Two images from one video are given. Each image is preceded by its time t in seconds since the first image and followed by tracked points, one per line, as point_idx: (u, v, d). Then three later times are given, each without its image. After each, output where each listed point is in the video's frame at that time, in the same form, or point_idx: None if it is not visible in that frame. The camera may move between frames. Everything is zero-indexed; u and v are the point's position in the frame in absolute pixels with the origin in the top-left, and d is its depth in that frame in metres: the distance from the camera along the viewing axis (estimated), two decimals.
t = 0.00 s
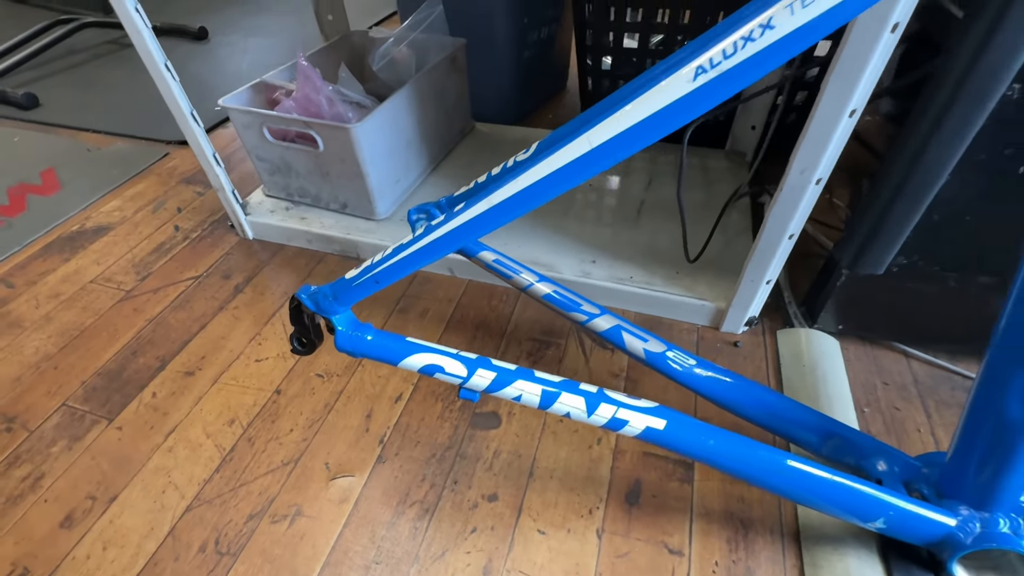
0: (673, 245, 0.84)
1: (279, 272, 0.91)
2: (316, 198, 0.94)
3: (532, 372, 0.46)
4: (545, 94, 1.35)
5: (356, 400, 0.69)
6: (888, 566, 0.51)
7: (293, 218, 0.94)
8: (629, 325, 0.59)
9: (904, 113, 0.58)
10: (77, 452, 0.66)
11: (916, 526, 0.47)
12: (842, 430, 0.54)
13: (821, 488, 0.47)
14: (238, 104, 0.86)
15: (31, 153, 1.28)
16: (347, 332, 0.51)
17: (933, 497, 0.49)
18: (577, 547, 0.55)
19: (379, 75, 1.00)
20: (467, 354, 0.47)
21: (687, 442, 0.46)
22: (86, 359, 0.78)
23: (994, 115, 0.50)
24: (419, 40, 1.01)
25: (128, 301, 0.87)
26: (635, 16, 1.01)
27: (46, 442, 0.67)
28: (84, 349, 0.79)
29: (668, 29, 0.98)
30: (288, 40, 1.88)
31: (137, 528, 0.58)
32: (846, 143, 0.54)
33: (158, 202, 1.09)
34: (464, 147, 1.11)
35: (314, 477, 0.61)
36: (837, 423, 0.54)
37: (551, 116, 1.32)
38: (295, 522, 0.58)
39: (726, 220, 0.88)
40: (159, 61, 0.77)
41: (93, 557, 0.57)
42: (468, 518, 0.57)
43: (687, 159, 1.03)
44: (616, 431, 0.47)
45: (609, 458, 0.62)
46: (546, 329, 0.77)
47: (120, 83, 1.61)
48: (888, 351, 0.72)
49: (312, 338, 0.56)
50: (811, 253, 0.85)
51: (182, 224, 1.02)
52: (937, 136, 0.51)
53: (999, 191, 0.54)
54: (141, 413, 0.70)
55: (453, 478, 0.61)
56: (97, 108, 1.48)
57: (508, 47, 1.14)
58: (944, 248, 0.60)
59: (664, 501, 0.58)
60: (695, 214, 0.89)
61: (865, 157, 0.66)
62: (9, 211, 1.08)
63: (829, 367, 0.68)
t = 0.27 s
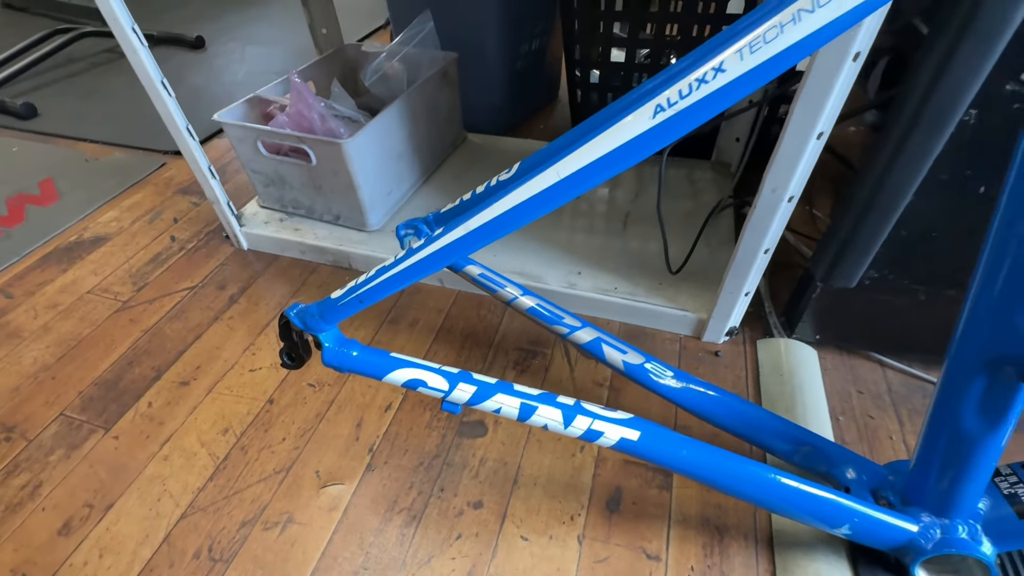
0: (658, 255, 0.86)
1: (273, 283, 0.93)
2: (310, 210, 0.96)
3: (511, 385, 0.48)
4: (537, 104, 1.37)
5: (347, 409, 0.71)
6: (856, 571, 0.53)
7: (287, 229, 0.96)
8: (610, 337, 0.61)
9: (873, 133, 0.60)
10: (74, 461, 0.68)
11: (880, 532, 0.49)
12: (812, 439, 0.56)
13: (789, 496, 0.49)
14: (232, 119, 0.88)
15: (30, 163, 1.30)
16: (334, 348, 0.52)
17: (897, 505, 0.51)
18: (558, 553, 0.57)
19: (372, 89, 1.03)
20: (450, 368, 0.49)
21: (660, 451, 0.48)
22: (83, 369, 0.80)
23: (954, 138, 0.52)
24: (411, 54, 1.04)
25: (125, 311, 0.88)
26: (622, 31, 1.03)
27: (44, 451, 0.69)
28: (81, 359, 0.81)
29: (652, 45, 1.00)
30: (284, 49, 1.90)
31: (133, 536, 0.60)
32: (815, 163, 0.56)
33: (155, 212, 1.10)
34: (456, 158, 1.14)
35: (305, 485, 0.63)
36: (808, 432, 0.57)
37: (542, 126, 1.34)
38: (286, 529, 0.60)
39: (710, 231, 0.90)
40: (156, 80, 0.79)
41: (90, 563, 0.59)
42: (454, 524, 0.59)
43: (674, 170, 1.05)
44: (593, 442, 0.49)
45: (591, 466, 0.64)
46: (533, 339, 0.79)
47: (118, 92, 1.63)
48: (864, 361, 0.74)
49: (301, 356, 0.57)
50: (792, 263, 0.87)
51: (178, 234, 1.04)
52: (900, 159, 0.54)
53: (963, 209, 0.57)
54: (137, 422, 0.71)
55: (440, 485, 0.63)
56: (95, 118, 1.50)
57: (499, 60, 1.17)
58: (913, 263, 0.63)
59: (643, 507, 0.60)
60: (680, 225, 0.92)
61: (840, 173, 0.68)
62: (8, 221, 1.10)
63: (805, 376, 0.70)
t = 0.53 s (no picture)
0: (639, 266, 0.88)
1: (265, 294, 0.95)
2: (301, 222, 0.98)
3: (487, 398, 0.50)
4: (527, 115, 1.40)
5: (336, 419, 0.73)
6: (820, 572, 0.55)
7: (279, 241, 0.99)
8: (586, 349, 0.63)
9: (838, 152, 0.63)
10: (70, 470, 0.70)
11: (840, 536, 0.51)
12: (779, 446, 0.58)
13: (754, 501, 0.51)
14: (225, 135, 0.91)
15: (27, 175, 1.32)
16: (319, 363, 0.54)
17: (857, 510, 0.53)
18: (537, 557, 0.59)
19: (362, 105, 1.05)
20: (428, 381, 0.51)
21: (630, 459, 0.51)
22: (79, 380, 0.82)
23: (909, 160, 0.55)
24: (401, 69, 1.06)
25: (120, 323, 0.91)
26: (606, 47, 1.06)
27: (41, 461, 0.71)
28: (78, 370, 0.83)
29: (634, 60, 1.03)
30: (280, 60, 1.92)
31: (126, 543, 0.62)
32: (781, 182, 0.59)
33: (150, 224, 1.13)
34: (446, 170, 1.16)
35: (294, 492, 0.65)
36: (776, 440, 0.59)
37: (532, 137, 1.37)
38: (275, 535, 0.62)
39: (690, 242, 0.92)
40: (150, 99, 0.82)
41: (85, 569, 0.61)
42: (437, 530, 0.62)
43: (658, 181, 1.08)
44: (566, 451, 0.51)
45: (570, 472, 0.66)
46: (517, 349, 0.82)
47: (114, 103, 1.65)
48: (836, 369, 0.77)
49: (289, 369, 0.57)
50: (769, 274, 0.90)
51: (173, 246, 1.06)
52: (859, 180, 0.57)
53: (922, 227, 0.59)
54: (131, 432, 0.73)
55: (425, 492, 0.65)
56: (92, 129, 1.52)
57: (488, 73, 1.19)
58: (877, 276, 0.65)
59: (619, 512, 0.62)
60: (662, 236, 0.94)
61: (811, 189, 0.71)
62: (5, 233, 1.12)
63: (779, 384, 0.73)
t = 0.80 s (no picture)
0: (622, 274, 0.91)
1: (260, 304, 0.98)
2: (295, 234, 1.01)
3: (465, 404, 0.53)
4: (516, 126, 1.43)
5: (327, 424, 0.76)
6: (784, 568, 0.59)
7: (273, 252, 1.02)
8: (564, 356, 0.66)
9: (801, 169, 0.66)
10: (71, 476, 0.73)
11: (799, 532, 0.54)
12: (746, 448, 0.62)
13: (718, 499, 0.55)
14: (221, 150, 0.94)
15: (28, 188, 1.35)
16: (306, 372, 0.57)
17: (816, 508, 0.56)
18: (517, 556, 0.62)
19: (353, 120, 1.07)
20: (410, 389, 0.54)
21: (601, 461, 0.54)
22: (79, 388, 0.84)
23: (863, 178, 0.59)
24: (392, 85, 1.10)
25: (119, 332, 0.94)
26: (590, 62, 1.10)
27: (43, 467, 0.74)
28: (78, 379, 0.86)
29: (616, 75, 1.06)
30: (276, 71, 1.96)
31: (125, 545, 0.65)
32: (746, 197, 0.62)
33: (148, 235, 1.15)
34: (436, 181, 1.19)
35: (286, 495, 0.68)
36: (743, 442, 0.62)
37: (521, 147, 1.41)
38: (268, 537, 0.65)
39: (671, 251, 0.96)
40: (147, 116, 0.85)
41: (86, 571, 0.63)
42: (422, 530, 0.65)
43: (641, 191, 1.11)
44: (541, 454, 0.54)
45: (551, 474, 0.69)
46: (502, 356, 0.85)
47: (113, 115, 1.69)
48: (808, 373, 0.80)
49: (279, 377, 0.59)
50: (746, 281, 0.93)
51: (170, 257, 1.09)
52: (816, 196, 0.60)
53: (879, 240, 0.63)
54: (130, 438, 0.76)
55: (411, 494, 0.68)
56: (91, 141, 1.55)
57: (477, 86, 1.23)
58: (840, 285, 0.69)
59: (596, 512, 0.65)
60: (644, 245, 0.97)
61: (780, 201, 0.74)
62: (7, 245, 1.15)
63: (751, 388, 0.76)
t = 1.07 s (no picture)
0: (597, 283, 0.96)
1: (252, 314, 1.02)
2: (286, 246, 1.06)
3: (437, 410, 0.58)
4: (502, 137, 1.48)
5: (314, 429, 0.80)
6: (736, 559, 0.63)
7: (265, 264, 1.06)
8: (534, 364, 0.71)
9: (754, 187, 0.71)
10: (72, 479, 0.77)
11: (746, 525, 0.59)
12: (703, 449, 0.66)
13: (671, 496, 0.59)
14: (214, 167, 0.99)
15: (28, 201, 1.40)
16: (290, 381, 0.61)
17: (764, 504, 0.61)
18: (490, 550, 0.67)
19: (341, 138, 1.12)
20: (386, 396, 0.59)
21: (562, 461, 0.58)
22: (80, 396, 0.89)
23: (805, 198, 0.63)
24: (378, 103, 1.14)
25: (117, 342, 0.98)
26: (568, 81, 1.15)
27: (46, 471, 0.78)
28: (78, 388, 0.90)
29: (592, 93, 1.11)
30: (270, 84, 2.01)
31: (124, 544, 0.69)
32: (700, 215, 0.67)
33: (145, 247, 1.20)
34: (423, 193, 1.24)
35: (275, 496, 0.73)
36: (700, 443, 0.67)
37: (506, 158, 1.45)
38: (258, 535, 0.69)
39: (645, 261, 1.00)
40: (143, 138, 0.89)
41: (87, 568, 0.68)
42: (403, 527, 0.69)
43: (619, 202, 1.16)
44: (507, 455, 0.59)
45: (524, 475, 0.74)
46: (482, 363, 0.90)
47: (110, 128, 1.73)
48: (769, 377, 0.85)
49: (267, 388, 0.62)
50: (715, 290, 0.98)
51: (166, 268, 1.14)
52: (763, 215, 0.65)
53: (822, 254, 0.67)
54: (128, 443, 0.81)
55: (393, 494, 0.72)
56: (89, 154, 1.60)
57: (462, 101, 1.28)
58: (793, 295, 0.73)
59: (565, 510, 0.70)
60: (619, 255, 1.02)
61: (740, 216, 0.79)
62: (9, 259, 1.20)
63: (714, 392, 0.81)
